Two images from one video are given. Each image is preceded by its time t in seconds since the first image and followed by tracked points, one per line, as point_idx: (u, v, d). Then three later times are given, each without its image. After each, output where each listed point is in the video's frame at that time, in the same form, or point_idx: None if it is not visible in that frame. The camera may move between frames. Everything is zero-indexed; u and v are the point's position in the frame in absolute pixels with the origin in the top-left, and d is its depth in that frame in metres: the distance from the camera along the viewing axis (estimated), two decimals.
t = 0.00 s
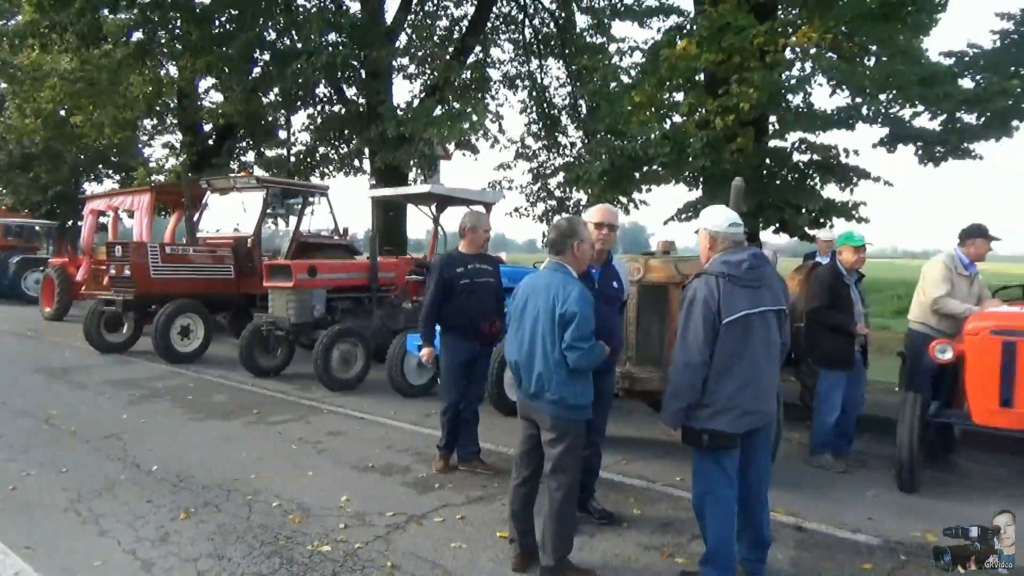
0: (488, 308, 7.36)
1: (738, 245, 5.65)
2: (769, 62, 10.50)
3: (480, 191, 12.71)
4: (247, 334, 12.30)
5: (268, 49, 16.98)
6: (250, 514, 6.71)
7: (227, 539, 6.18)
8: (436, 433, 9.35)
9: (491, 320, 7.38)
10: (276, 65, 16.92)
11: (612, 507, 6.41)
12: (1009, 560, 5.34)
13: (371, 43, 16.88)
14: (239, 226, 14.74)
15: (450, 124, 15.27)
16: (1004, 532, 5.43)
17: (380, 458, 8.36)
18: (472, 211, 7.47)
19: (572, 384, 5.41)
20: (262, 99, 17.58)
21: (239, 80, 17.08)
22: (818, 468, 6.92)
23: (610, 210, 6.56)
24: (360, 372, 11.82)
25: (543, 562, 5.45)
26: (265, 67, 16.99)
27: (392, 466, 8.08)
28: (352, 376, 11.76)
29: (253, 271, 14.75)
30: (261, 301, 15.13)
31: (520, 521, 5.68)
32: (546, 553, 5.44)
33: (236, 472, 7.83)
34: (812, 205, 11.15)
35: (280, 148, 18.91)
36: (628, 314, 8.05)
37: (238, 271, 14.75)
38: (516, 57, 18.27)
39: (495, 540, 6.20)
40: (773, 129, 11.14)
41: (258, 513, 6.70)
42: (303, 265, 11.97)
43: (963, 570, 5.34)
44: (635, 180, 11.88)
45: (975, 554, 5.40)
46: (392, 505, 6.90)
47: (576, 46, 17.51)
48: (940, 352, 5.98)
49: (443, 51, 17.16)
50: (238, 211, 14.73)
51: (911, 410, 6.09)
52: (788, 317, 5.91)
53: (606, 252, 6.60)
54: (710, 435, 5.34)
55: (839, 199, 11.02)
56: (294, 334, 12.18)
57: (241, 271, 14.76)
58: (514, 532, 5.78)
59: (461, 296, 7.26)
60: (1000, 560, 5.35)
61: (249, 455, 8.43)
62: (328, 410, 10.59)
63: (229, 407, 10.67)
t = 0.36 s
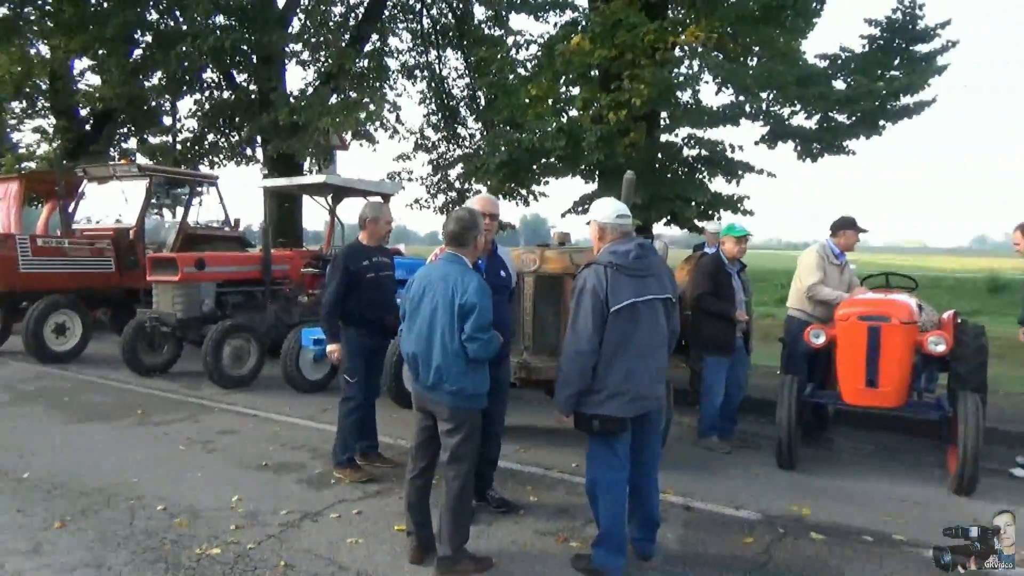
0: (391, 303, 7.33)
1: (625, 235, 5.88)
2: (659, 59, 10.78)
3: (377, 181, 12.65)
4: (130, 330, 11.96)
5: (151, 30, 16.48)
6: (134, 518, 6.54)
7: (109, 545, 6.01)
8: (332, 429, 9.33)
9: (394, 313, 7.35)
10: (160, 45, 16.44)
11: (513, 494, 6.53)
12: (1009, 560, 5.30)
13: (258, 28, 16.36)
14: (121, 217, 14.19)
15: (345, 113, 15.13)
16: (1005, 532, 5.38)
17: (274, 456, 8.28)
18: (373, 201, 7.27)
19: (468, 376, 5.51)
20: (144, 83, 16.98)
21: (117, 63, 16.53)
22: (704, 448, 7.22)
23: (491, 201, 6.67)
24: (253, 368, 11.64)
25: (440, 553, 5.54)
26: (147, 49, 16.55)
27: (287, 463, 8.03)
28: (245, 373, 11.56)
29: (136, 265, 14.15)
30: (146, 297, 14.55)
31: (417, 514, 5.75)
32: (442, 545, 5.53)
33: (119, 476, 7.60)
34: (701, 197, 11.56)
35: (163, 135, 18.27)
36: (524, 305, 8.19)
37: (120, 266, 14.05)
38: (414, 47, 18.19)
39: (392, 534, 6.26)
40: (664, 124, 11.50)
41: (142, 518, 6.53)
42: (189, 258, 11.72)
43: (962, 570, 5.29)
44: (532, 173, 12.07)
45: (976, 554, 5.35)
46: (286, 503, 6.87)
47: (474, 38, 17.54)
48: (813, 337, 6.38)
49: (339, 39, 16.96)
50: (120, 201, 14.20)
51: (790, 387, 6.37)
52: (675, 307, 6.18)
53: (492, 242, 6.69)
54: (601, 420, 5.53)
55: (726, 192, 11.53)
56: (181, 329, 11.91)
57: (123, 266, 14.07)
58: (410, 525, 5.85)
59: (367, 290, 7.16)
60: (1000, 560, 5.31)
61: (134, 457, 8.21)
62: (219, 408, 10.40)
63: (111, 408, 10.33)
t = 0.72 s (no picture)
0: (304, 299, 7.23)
1: (537, 231, 6.09)
2: (572, 56, 10.99)
3: (289, 175, 12.47)
4: (22, 331, 11.48)
5: (41, 14, 16.18)
6: (29, 529, 6.30)
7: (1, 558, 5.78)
8: (241, 429, 9.19)
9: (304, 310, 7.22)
10: (53, 31, 16.08)
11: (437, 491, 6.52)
12: (1010, 562, 5.36)
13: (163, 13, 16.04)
14: (12, 212, 13.63)
15: (254, 104, 14.84)
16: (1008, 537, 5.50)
17: (181, 459, 8.11)
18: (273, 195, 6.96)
19: (383, 372, 5.54)
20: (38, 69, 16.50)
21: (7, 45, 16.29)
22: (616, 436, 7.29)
23: (396, 193, 6.64)
24: (158, 368, 11.32)
25: (353, 551, 5.55)
26: (38, 34, 16.18)
27: (194, 466, 7.88)
28: (148, 374, 11.25)
29: (26, 262, 13.72)
30: (39, 295, 13.95)
31: (329, 513, 5.74)
32: (355, 542, 5.55)
33: (11, 486, 7.31)
34: (615, 191, 11.72)
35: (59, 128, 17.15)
36: (438, 302, 7.95)
37: (9, 262, 13.65)
38: (326, 38, 17.92)
39: (304, 534, 6.23)
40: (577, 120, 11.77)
41: (38, 529, 6.30)
42: (86, 255, 11.34)
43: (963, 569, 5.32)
44: (448, 166, 12.04)
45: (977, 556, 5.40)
46: (193, 508, 6.74)
47: (387, 30, 17.25)
48: (720, 327, 6.54)
49: (247, 28, 16.59)
50: (10, 196, 13.65)
51: (698, 376, 6.53)
52: (585, 299, 6.32)
53: (402, 235, 6.62)
54: (514, 413, 5.71)
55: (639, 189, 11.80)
56: (78, 330, 11.53)
57: (12, 262, 13.66)
58: (323, 525, 5.83)
59: (284, 286, 7.01)
60: (999, 561, 5.37)
61: (28, 465, 7.91)
62: (121, 412, 10.10)
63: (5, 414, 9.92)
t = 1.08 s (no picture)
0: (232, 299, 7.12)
1: (473, 226, 6.13)
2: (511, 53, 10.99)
3: (222, 170, 12.25)
4: None
5: None
6: None
7: None
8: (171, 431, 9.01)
9: (233, 308, 7.09)
10: None
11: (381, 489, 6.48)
12: (1010, 562, 5.36)
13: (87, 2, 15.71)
14: None
15: (184, 96, 14.52)
16: (1007, 538, 5.53)
17: (108, 463, 7.93)
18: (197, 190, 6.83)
19: (320, 370, 5.51)
20: None
21: None
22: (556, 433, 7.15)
23: (333, 187, 6.59)
24: (82, 371, 11.04)
25: (289, 552, 5.52)
26: None
27: (122, 471, 7.71)
28: (72, 376, 10.95)
29: None
30: None
31: (264, 514, 5.70)
32: (291, 544, 5.52)
33: None
34: (553, 187, 11.85)
35: None
36: (376, 298, 7.89)
37: None
38: (260, 29, 17.59)
39: (239, 537, 6.16)
40: (517, 116, 11.79)
41: None
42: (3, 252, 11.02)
43: (962, 568, 5.32)
44: (387, 162, 11.97)
45: (976, 556, 5.41)
46: (121, 513, 6.59)
47: (324, 23, 17.04)
48: (656, 321, 6.64)
49: (177, 17, 16.20)
50: None
51: (636, 369, 6.63)
52: (522, 293, 6.37)
53: (339, 230, 6.60)
54: (452, 410, 5.76)
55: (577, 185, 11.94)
56: None
57: None
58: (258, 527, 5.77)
59: (217, 287, 6.89)
60: (999, 561, 5.37)
61: None
62: (44, 415, 9.81)
63: None
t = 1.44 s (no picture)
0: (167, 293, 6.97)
1: (416, 217, 6.20)
2: (456, 43, 10.97)
3: (160, 160, 12.00)
4: None
5: None
6: None
7: None
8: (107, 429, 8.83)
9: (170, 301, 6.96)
10: None
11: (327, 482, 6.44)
12: (1010, 562, 5.36)
13: None
14: None
15: (120, 83, 14.17)
16: (1003, 539, 5.57)
17: (41, 463, 7.75)
18: (130, 181, 6.69)
19: (261, 364, 5.48)
20: None
21: None
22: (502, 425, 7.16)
23: (276, 178, 6.51)
24: (12, 370, 10.92)
25: (230, 550, 5.48)
26: None
27: (55, 471, 7.54)
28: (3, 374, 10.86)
29: None
30: None
31: (204, 512, 5.65)
32: (233, 540, 5.49)
33: None
34: (500, 179, 11.86)
35: None
36: (320, 291, 7.65)
37: None
38: (199, 15, 17.19)
39: (178, 536, 6.08)
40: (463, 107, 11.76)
41: None
42: None
43: (963, 568, 5.31)
44: (331, 153, 11.86)
45: (975, 554, 5.41)
46: (55, 514, 6.46)
47: (265, 10, 16.76)
48: (601, 312, 6.72)
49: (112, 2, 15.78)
50: None
51: (581, 359, 6.71)
52: (460, 286, 6.46)
53: (284, 222, 6.55)
54: (396, 403, 5.83)
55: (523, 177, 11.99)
56: None
57: None
58: (198, 525, 5.72)
59: (150, 280, 6.74)
60: (998, 561, 5.38)
61: None
62: None
63: None
